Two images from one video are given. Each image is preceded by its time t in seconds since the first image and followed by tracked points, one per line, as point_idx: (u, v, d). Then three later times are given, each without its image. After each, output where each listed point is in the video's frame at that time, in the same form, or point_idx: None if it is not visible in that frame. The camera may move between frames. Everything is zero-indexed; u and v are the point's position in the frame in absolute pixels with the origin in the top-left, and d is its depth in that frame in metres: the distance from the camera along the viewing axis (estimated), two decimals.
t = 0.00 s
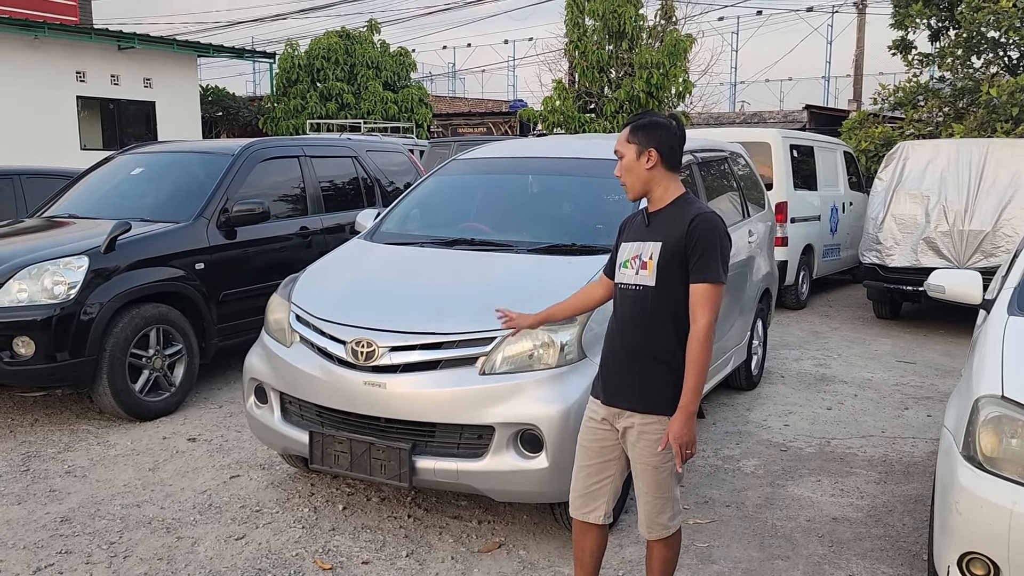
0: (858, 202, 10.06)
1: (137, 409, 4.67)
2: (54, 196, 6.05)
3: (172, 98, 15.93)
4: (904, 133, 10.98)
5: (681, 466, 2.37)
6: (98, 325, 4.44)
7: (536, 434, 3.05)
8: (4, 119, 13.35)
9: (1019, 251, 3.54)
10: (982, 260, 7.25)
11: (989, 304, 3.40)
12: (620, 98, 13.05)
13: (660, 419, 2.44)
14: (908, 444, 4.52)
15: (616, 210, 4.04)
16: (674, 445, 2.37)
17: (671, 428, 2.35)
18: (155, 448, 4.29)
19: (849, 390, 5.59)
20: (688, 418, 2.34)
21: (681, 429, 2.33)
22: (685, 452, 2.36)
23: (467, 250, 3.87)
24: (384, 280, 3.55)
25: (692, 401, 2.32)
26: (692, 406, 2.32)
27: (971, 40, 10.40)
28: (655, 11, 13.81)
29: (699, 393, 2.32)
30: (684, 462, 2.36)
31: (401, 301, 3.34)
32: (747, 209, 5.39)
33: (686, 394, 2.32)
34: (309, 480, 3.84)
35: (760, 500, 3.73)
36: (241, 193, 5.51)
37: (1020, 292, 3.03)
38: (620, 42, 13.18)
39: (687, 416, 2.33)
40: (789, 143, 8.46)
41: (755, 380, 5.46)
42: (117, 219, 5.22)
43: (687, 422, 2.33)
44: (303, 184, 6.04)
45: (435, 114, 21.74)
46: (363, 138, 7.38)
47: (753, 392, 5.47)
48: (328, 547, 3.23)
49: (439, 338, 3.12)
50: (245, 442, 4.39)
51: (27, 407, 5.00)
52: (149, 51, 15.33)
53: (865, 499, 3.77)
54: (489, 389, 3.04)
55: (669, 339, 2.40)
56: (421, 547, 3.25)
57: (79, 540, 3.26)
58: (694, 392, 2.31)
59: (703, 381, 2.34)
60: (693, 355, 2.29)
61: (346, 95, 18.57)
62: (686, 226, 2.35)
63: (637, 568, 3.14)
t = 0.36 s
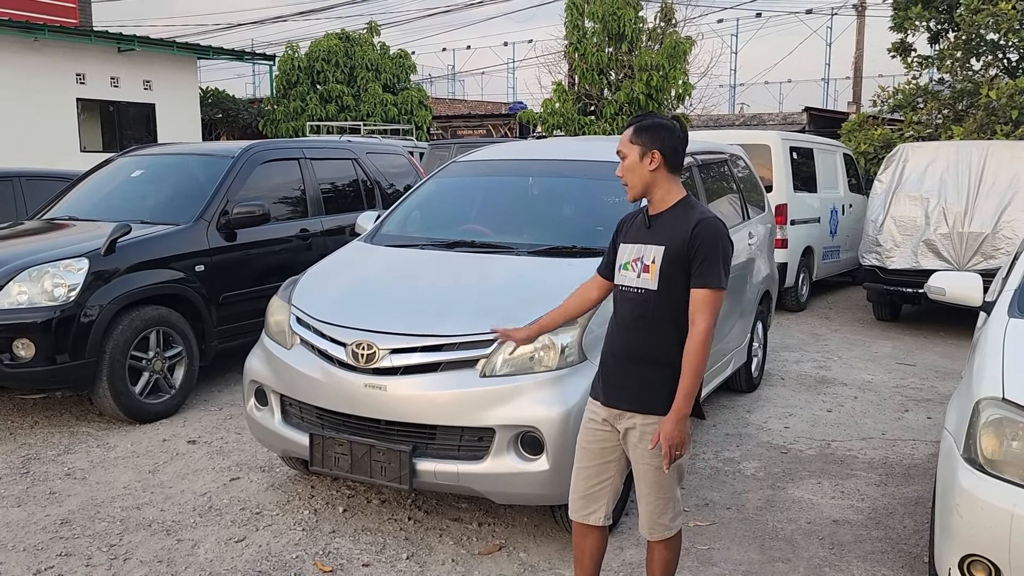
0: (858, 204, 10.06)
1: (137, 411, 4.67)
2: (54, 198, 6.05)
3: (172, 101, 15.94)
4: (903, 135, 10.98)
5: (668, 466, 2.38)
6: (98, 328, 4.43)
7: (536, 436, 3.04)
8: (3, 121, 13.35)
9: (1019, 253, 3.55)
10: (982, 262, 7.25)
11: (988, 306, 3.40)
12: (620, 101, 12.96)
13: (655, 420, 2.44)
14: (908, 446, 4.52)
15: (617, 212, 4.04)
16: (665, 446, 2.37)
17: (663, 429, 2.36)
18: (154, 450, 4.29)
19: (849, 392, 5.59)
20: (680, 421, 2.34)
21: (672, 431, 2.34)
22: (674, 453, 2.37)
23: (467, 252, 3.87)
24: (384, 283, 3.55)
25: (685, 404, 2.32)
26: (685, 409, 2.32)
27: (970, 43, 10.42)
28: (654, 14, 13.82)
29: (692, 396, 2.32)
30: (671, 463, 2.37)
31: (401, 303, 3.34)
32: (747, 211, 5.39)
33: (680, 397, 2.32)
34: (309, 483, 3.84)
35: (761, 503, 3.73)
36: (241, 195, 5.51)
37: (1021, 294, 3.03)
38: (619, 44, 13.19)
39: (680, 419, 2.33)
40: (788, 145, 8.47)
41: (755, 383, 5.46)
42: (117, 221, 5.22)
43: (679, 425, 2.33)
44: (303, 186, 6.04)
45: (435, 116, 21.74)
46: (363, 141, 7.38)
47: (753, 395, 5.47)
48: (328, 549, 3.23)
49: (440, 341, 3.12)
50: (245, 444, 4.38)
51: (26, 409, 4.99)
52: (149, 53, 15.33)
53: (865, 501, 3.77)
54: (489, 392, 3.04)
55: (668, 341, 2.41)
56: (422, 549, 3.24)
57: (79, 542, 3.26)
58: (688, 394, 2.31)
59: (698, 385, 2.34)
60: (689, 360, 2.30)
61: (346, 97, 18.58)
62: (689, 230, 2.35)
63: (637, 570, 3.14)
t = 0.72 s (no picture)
0: (858, 205, 10.07)
1: (137, 413, 4.67)
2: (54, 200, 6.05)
3: (173, 103, 15.96)
4: (903, 135, 10.99)
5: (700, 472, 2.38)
6: (98, 329, 4.44)
7: (537, 437, 3.05)
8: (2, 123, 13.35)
9: (1018, 254, 3.55)
10: (982, 262, 7.25)
11: (987, 307, 3.40)
12: (619, 102, 13.04)
13: (669, 424, 2.44)
14: (908, 447, 4.52)
15: (617, 213, 4.04)
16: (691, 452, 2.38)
17: (689, 437, 2.36)
18: (155, 452, 4.29)
19: (849, 393, 5.59)
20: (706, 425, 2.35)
21: (700, 438, 2.35)
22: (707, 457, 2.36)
23: (467, 253, 3.87)
24: (384, 284, 3.55)
25: (708, 408, 2.34)
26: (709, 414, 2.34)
27: (969, 44, 10.43)
28: (654, 15, 13.83)
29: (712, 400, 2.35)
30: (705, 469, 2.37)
31: (401, 304, 3.34)
32: (747, 212, 5.39)
33: (702, 402, 2.33)
34: (310, 484, 3.84)
35: (761, 504, 3.73)
36: (242, 197, 5.52)
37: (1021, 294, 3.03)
38: (619, 45, 13.20)
39: (705, 423, 2.34)
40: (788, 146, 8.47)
41: (755, 384, 5.47)
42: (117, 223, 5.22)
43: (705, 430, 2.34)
44: (303, 187, 6.04)
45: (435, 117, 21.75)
46: (363, 142, 7.38)
47: (753, 396, 5.47)
48: (329, 551, 3.22)
49: (440, 342, 3.12)
50: (246, 446, 4.39)
51: (27, 410, 5.00)
52: (149, 55, 15.34)
53: (865, 502, 3.77)
54: (490, 393, 3.04)
55: (672, 344, 2.41)
56: (422, 550, 3.24)
57: (79, 543, 3.26)
58: (709, 398, 2.33)
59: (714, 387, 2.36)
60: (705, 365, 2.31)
61: (346, 98, 18.59)
62: (689, 232, 2.35)
63: (638, 571, 3.14)
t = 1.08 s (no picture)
0: (857, 204, 10.08)
1: (138, 412, 4.67)
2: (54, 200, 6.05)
3: (172, 103, 15.96)
4: (903, 135, 10.99)
5: (673, 467, 2.39)
6: (99, 329, 4.44)
7: (537, 436, 3.05)
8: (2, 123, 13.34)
9: (1018, 253, 3.55)
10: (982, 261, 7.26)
11: (987, 306, 3.40)
12: (619, 101, 13.04)
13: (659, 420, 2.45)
14: (908, 445, 4.52)
15: (617, 213, 4.05)
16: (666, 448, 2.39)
17: (665, 433, 2.37)
18: (156, 451, 4.30)
19: (849, 392, 5.59)
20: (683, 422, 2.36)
21: (675, 434, 2.35)
22: (678, 454, 2.38)
23: (468, 253, 3.87)
24: (385, 284, 3.55)
25: (686, 406, 2.34)
26: (686, 411, 2.34)
27: (969, 43, 10.43)
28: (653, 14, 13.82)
29: (692, 397, 2.34)
30: (675, 464, 2.38)
31: (401, 303, 3.35)
32: (746, 211, 5.40)
33: (679, 399, 2.34)
34: (310, 483, 3.84)
35: (761, 502, 3.73)
36: (241, 197, 5.52)
37: (1021, 293, 3.04)
38: (618, 44, 13.20)
39: (680, 419, 2.35)
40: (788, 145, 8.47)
41: (755, 383, 5.47)
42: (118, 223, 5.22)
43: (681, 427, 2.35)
44: (303, 187, 6.04)
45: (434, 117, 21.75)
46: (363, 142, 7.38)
47: (753, 395, 5.47)
48: (330, 550, 3.23)
49: (440, 341, 3.12)
50: (246, 445, 4.39)
51: (27, 410, 5.00)
52: (149, 54, 15.33)
53: (865, 500, 3.77)
54: (490, 392, 3.04)
55: (666, 340, 2.42)
56: (423, 549, 3.25)
57: (81, 543, 3.26)
58: (687, 395, 2.33)
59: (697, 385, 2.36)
60: (688, 362, 2.31)
61: (346, 98, 18.59)
62: (677, 229, 2.35)
63: (638, 570, 3.14)
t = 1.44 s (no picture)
0: (857, 202, 10.08)
1: (138, 411, 4.67)
2: (54, 198, 6.05)
3: (171, 101, 15.94)
4: (903, 132, 10.98)
5: (638, 463, 2.39)
6: (99, 328, 4.44)
7: (537, 434, 3.06)
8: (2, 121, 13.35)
9: (1017, 250, 3.55)
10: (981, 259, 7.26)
11: (987, 303, 3.40)
12: (619, 99, 13.03)
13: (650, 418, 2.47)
14: (908, 443, 4.53)
15: (616, 211, 4.04)
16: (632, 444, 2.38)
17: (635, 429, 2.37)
18: (156, 450, 4.30)
19: (849, 389, 5.60)
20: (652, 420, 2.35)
21: (644, 431, 2.35)
22: (644, 450, 2.37)
23: (467, 250, 3.87)
24: (385, 282, 3.55)
25: (658, 405, 2.33)
26: (657, 410, 2.33)
27: (969, 40, 10.42)
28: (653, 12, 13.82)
29: (666, 397, 2.33)
30: (639, 459, 2.38)
31: (401, 301, 3.35)
32: (746, 209, 5.39)
33: (652, 397, 2.34)
34: (310, 481, 3.84)
35: (761, 500, 3.74)
36: (241, 195, 5.52)
37: (1021, 290, 3.04)
38: (618, 42, 13.19)
39: (651, 418, 2.34)
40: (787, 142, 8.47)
41: (755, 380, 5.47)
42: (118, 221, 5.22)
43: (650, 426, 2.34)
44: (303, 185, 6.04)
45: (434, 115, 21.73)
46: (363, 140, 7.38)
47: (753, 392, 5.47)
48: (330, 547, 3.23)
49: (440, 339, 3.12)
50: (246, 443, 4.39)
51: (27, 409, 5.00)
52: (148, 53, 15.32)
53: (865, 498, 3.78)
54: (490, 390, 3.04)
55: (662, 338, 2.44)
56: (423, 547, 3.25)
57: (81, 541, 3.26)
58: (660, 394, 2.32)
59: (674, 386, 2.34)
60: (665, 361, 2.31)
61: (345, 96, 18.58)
62: (668, 230, 2.36)
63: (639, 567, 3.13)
